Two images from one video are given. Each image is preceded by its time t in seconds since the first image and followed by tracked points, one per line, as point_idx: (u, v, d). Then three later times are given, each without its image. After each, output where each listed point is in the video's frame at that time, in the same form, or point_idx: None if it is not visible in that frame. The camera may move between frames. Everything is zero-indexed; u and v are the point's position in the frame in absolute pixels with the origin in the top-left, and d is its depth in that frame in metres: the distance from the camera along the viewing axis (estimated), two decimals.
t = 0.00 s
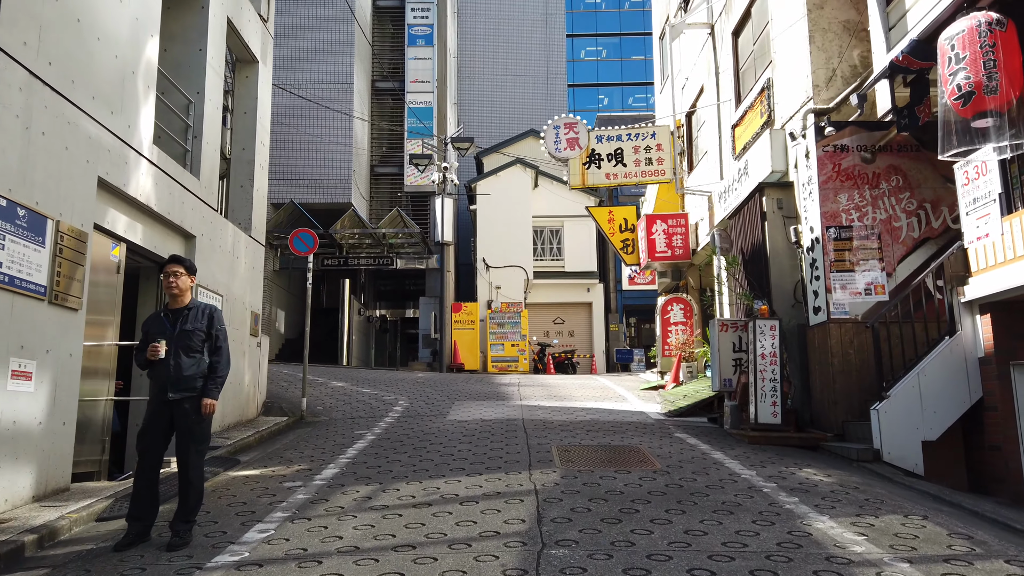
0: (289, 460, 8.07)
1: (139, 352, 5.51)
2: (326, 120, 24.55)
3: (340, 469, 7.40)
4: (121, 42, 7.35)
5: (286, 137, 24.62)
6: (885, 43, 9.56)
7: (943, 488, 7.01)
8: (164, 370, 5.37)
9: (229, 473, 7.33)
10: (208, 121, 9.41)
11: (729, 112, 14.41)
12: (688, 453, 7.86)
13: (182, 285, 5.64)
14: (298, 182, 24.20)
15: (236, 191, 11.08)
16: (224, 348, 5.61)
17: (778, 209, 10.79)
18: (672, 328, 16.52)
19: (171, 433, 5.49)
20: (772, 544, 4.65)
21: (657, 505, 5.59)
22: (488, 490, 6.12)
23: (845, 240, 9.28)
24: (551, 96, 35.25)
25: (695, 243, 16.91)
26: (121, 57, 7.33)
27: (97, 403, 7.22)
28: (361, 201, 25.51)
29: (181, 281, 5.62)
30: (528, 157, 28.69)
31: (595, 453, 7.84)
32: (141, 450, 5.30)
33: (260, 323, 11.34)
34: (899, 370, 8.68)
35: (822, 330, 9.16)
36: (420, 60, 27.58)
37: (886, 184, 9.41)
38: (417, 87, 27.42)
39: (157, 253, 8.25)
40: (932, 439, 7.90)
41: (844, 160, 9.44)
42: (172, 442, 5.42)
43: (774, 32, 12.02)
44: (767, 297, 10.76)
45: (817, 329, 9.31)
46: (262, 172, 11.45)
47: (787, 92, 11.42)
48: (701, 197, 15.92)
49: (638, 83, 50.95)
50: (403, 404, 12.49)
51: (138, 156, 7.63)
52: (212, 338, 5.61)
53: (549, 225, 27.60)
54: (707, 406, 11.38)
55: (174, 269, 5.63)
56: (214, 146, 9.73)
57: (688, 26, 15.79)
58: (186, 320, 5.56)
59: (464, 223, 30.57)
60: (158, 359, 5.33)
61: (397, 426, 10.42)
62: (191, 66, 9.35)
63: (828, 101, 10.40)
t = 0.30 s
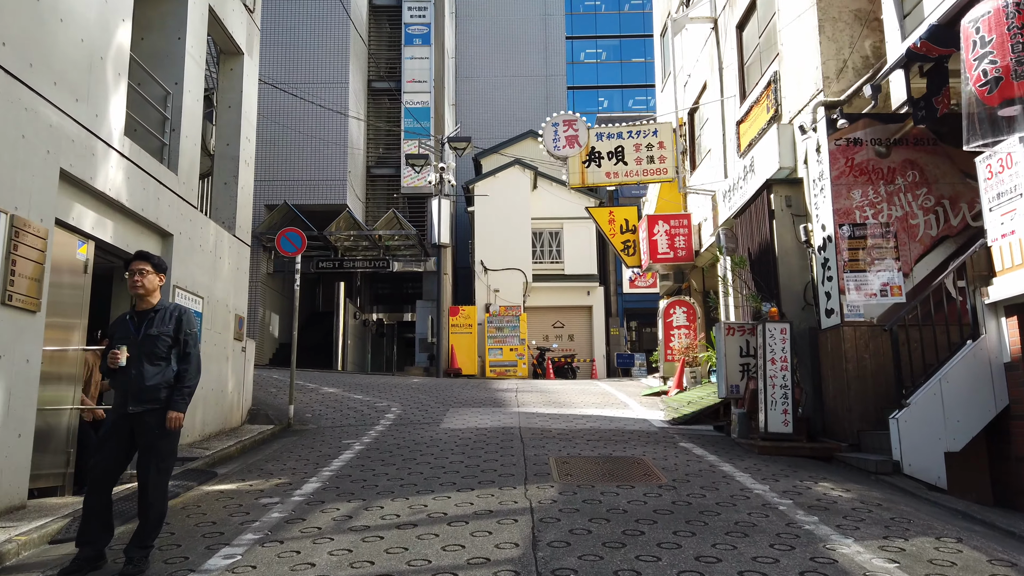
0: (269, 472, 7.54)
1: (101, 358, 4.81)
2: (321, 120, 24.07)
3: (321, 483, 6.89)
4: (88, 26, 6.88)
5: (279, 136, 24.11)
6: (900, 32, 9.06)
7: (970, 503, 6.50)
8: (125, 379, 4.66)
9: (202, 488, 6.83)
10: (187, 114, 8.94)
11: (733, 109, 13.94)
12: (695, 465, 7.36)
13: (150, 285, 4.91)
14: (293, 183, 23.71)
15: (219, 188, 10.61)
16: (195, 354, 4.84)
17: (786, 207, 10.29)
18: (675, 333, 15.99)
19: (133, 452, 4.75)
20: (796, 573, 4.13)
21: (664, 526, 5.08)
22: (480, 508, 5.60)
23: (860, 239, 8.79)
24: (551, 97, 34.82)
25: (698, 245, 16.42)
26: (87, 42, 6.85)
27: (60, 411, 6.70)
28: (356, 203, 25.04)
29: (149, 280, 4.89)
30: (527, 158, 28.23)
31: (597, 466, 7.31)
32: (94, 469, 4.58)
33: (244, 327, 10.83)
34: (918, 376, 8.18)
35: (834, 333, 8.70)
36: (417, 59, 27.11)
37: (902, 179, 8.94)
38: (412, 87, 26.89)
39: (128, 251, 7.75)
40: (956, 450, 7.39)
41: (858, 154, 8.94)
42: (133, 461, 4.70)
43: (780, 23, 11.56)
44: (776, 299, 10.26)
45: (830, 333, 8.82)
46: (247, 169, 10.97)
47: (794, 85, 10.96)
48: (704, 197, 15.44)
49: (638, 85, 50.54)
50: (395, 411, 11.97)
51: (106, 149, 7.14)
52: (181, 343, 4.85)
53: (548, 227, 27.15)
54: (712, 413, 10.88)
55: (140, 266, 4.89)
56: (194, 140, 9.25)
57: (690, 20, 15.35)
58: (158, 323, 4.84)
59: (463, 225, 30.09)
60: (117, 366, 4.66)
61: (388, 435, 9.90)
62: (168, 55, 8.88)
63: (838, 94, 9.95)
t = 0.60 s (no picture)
0: (257, 483, 7.05)
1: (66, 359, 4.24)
2: (319, 118, 23.58)
3: (312, 495, 6.40)
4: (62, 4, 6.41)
5: (276, 135, 23.63)
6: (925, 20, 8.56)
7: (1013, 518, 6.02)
8: (90, 384, 4.08)
9: (184, 501, 6.34)
10: (173, 103, 8.48)
11: (744, 103, 13.48)
12: (713, 476, 6.87)
13: (124, 278, 4.27)
14: (290, 182, 23.22)
15: (209, 183, 10.14)
16: (170, 357, 4.24)
17: (803, 203, 9.81)
18: (682, 335, 15.49)
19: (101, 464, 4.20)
20: None
21: (687, 546, 4.59)
22: (483, 525, 5.12)
23: (884, 235, 8.31)
24: (553, 98, 34.35)
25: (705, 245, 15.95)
26: (62, 21, 6.39)
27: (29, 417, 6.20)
28: (355, 203, 24.58)
29: (122, 273, 4.25)
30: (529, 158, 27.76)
31: (608, 476, 6.82)
32: (57, 484, 4.04)
33: (235, 328, 10.37)
34: (948, 380, 7.69)
35: (857, 335, 8.23)
36: (417, 58, 26.66)
37: (928, 172, 8.46)
38: (412, 86, 26.47)
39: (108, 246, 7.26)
40: (994, 458, 6.88)
41: (881, 145, 8.47)
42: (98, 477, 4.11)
43: (794, 13, 11.11)
44: (793, 300, 9.78)
45: (853, 334, 8.33)
46: (239, 164, 10.52)
47: (810, 76, 10.51)
48: (713, 195, 14.97)
49: (640, 87, 50.06)
50: (393, 417, 11.47)
51: (83, 136, 6.67)
52: (155, 344, 4.24)
53: (551, 228, 26.69)
54: (725, 418, 10.40)
55: (113, 257, 4.23)
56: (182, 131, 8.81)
57: (698, 13, 14.90)
58: (132, 321, 4.23)
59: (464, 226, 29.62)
60: (81, 368, 4.08)
61: (385, 442, 9.40)
62: (154, 42, 8.43)
63: (858, 84, 9.51)
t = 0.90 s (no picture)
0: (247, 498, 6.56)
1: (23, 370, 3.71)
2: (318, 115, 23.08)
3: (305, 513, 5.91)
4: None
5: (275, 132, 23.14)
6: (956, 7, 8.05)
7: None
8: (49, 398, 3.57)
9: (167, 520, 5.85)
10: (160, 92, 7.99)
11: (757, 98, 13.00)
12: (738, 492, 6.38)
13: (91, 279, 3.75)
14: (289, 181, 22.74)
15: (201, 179, 9.66)
16: (142, 369, 3.72)
17: (825, 200, 9.34)
18: (692, 338, 15.00)
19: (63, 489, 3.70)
20: None
21: None
22: (493, 552, 4.63)
23: (916, 233, 7.82)
24: (556, 96, 33.87)
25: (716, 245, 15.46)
26: None
27: None
28: (355, 203, 24.09)
29: (89, 272, 3.73)
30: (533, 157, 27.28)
31: (625, 492, 6.33)
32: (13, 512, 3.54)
33: (228, 331, 9.88)
34: (987, 388, 7.20)
35: (887, 338, 7.75)
36: (418, 54, 26.18)
37: (962, 167, 7.97)
38: (415, 83, 25.87)
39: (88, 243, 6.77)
40: None
41: (912, 138, 7.99)
42: (60, 503, 3.62)
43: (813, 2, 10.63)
44: (814, 302, 9.32)
45: (883, 338, 7.85)
46: (232, 159, 10.04)
47: (830, 68, 10.04)
48: (724, 194, 14.48)
49: (642, 87, 49.57)
50: (393, 424, 10.96)
51: (60, 124, 6.19)
52: (125, 354, 3.72)
53: (554, 228, 26.23)
54: (743, 427, 9.87)
55: (79, 254, 3.72)
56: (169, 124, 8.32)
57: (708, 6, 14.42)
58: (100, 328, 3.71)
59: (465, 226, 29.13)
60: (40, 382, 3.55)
61: (384, 451, 8.91)
62: (140, 28, 7.96)
63: (884, 75, 8.97)
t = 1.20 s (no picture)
0: (235, 506, 6.09)
1: None
2: (317, 110, 22.62)
3: (296, 524, 5.44)
4: None
5: (273, 128, 22.68)
6: None
7: None
8: None
9: (145, 530, 5.38)
10: (146, 75, 7.53)
11: (771, 89, 12.54)
12: (763, 500, 5.92)
13: (43, 261, 3.31)
14: (287, 178, 22.30)
15: (191, 170, 9.21)
16: (100, 363, 3.26)
17: (846, 190, 8.89)
18: (700, 338, 14.47)
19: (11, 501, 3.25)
20: None
21: None
22: (501, 568, 4.16)
23: (947, 224, 7.36)
24: (558, 94, 33.42)
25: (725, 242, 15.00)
26: None
27: None
28: (354, 200, 23.64)
29: (41, 254, 3.29)
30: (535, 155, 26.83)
31: (641, 499, 5.89)
32: None
33: (219, 329, 9.43)
34: None
35: (917, 335, 7.30)
36: (419, 50, 25.73)
37: (995, 155, 7.49)
38: (415, 79, 25.52)
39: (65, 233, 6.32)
40: None
41: (942, 124, 7.53)
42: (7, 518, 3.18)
43: None
44: (835, 299, 8.86)
45: (912, 336, 7.39)
46: (224, 149, 9.59)
47: (850, 54, 9.59)
48: (735, 188, 14.04)
49: (645, 87, 49.14)
50: (392, 426, 10.49)
51: (33, 103, 5.74)
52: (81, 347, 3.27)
53: (557, 227, 25.79)
54: (759, 430, 9.43)
55: (28, 232, 3.27)
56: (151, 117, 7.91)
57: None
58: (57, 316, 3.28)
59: (467, 225, 28.66)
60: None
61: (382, 455, 8.44)
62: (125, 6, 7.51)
63: (909, 59, 8.46)
